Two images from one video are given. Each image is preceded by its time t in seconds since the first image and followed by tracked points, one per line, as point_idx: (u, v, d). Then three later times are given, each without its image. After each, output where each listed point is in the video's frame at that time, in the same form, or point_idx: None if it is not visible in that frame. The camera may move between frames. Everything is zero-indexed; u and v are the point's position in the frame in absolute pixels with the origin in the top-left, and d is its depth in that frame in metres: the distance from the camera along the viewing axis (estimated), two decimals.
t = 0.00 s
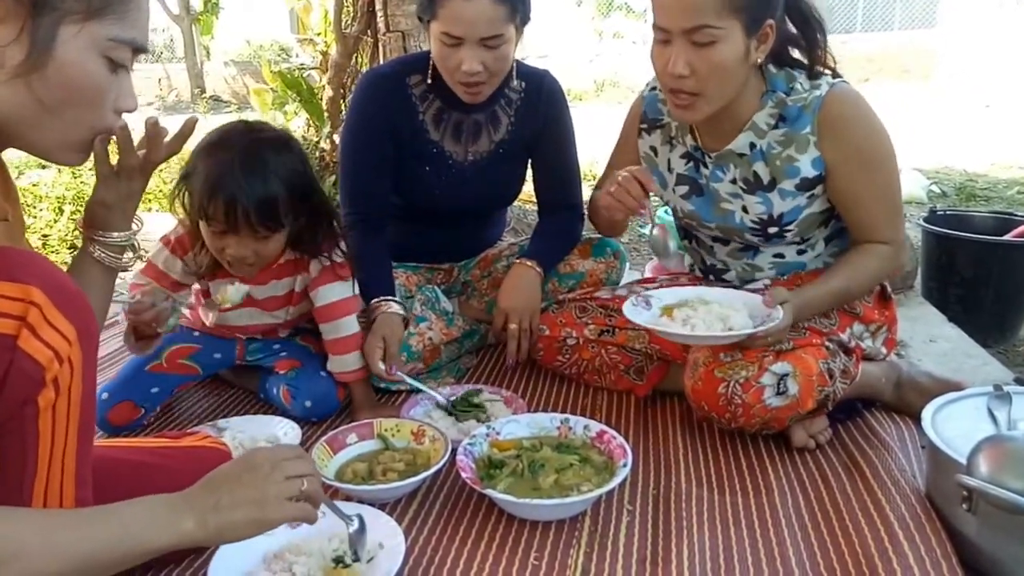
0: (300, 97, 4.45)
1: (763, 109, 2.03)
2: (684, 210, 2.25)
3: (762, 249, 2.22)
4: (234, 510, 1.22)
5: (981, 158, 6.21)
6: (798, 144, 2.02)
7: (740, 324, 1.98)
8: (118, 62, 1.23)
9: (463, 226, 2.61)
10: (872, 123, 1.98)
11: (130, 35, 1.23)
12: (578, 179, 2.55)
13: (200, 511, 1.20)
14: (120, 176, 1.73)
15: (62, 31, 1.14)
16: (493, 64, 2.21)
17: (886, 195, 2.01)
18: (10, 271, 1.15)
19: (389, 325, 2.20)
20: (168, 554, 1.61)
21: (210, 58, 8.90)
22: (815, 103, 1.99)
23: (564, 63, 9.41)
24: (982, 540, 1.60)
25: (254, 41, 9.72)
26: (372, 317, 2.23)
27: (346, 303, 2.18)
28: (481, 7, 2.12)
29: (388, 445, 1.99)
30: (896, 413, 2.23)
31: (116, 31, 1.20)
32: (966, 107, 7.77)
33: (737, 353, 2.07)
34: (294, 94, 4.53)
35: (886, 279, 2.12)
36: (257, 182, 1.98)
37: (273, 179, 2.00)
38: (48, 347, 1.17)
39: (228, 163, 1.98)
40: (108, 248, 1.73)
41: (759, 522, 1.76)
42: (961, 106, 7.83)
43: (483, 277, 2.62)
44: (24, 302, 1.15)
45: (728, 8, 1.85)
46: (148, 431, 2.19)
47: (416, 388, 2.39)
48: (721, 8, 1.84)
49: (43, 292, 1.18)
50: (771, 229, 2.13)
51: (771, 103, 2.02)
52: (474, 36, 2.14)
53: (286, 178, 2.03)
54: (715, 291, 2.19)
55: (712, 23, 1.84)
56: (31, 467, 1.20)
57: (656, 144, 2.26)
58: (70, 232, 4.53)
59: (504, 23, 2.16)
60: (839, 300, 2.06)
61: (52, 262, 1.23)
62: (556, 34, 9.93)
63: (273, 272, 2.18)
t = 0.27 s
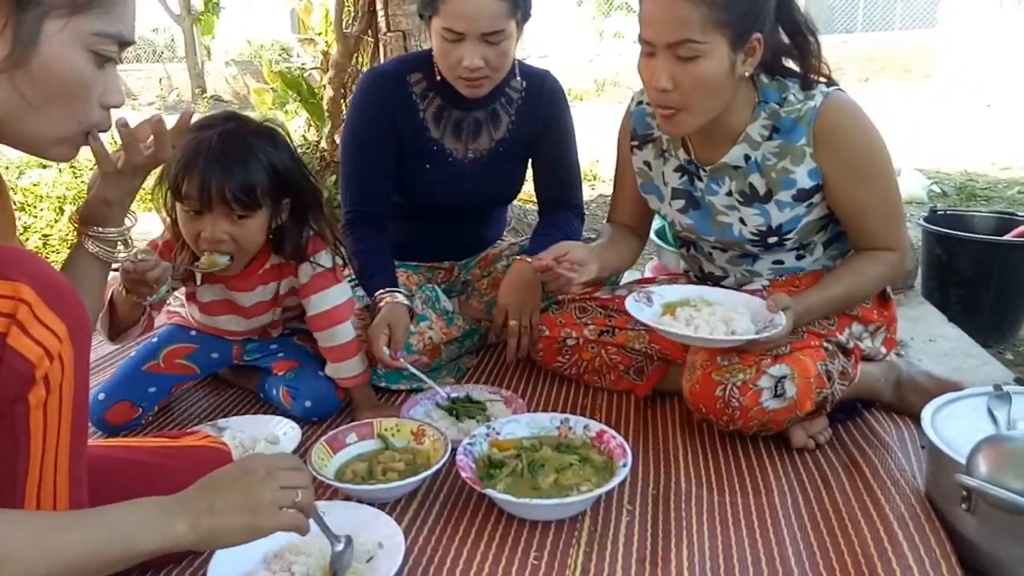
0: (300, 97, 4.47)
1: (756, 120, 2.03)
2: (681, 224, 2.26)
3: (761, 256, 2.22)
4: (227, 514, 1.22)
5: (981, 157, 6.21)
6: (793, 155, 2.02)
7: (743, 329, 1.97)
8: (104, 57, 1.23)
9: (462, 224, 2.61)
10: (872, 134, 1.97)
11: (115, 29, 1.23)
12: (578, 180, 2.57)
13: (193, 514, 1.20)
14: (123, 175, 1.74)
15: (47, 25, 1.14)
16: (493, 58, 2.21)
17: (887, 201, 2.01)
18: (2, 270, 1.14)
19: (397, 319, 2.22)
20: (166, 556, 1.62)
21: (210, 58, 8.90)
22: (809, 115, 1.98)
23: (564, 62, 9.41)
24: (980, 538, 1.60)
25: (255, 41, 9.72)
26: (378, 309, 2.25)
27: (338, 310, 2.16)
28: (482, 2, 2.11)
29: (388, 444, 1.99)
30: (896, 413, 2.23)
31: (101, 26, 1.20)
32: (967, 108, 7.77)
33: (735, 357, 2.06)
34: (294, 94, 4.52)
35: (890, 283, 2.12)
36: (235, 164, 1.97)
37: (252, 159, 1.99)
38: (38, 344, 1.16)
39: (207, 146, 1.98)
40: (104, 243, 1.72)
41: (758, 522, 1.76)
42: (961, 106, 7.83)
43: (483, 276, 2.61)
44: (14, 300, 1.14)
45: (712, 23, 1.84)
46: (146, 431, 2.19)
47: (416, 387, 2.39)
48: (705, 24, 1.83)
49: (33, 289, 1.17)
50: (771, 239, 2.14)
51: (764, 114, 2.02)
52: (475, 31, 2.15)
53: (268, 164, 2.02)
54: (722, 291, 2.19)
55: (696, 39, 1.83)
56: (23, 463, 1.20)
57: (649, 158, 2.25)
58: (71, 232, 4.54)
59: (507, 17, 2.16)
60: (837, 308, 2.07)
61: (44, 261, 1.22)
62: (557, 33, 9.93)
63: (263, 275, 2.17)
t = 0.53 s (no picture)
0: (300, 97, 4.43)
1: (750, 133, 2.03)
2: (680, 237, 2.26)
3: (760, 263, 2.22)
4: (221, 525, 1.22)
5: (980, 157, 6.21)
6: (788, 167, 2.02)
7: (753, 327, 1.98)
8: (99, 56, 1.23)
9: (461, 224, 2.61)
10: (868, 138, 1.97)
11: (110, 27, 1.22)
12: (578, 181, 2.57)
13: (185, 526, 1.20)
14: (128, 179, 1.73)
15: (40, 24, 1.14)
16: (492, 58, 2.21)
17: (886, 205, 2.01)
18: None
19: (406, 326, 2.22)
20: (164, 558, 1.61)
21: (209, 59, 8.90)
22: (802, 128, 1.98)
23: (564, 62, 9.40)
24: (980, 537, 1.60)
25: (254, 41, 9.72)
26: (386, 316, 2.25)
27: (335, 314, 2.15)
28: (481, 2, 2.12)
29: (388, 444, 1.99)
30: (896, 413, 2.23)
31: (95, 24, 1.20)
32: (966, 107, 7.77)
33: (734, 359, 2.06)
34: (294, 94, 4.52)
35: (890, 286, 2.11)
36: (223, 174, 1.95)
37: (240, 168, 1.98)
38: (35, 346, 1.17)
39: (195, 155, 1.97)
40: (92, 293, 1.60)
41: (758, 522, 1.76)
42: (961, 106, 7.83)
43: (483, 276, 2.61)
44: (11, 301, 1.15)
45: (696, 46, 1.83)
46: (144, 432, 2.19)
47: (416, 387, 2.39)
48: (690, 47, 1.82)
49: (29, 290, 1.17)
50: (771, 249, 2.15)
51: (757, 126, 2.02)
52: (474, 28, 2.14)
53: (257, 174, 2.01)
54: (716, 300, 2.17)
55: (680, 62, 1.82)
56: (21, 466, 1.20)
57: (644, 170, 2.23)
58: (70, 233, 4.54)
59: (504, 17, 2.16)
60: (836, 310, 2.06)
61: (45, 262, 1.22)
62: (556, 33, 9.93)
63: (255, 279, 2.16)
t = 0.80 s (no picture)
0: (300, 98, 4.42)
1: (748, 138, 2.03)
2: (683, 245, 2.26)
3: (762, 265, 2.22)
4: (226, 518, 1.22)
5: (980, 157, 6.21)
6: (788, 171, 2.02)
7: (762, 342, 1.94)
8: (103, 57, 1.23)
9: (460, 224, 2.61)
10: (866, 138, 1.97)
11: (114, 28, 1.22)
12: (578, 181, 2.57)
13: (188, 518, 1.20)
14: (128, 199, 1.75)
15: (44, 25, 1.14)
16: (490, 58, 2.21)
17: (886, 206, 2.01)
18: None
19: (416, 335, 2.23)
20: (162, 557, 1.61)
21: (209, 59, 8.89)
22: (801, 130, 1.98)
23: (564, 62, 9.39)
24: (979, 536, 1.60)
25: (254, 41, 9.71)
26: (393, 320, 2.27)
27: (334, 316, 2.15)
28: (479, 2, 2.12)
29: (388, 445, 1.99)
30: (895, 413, 2.23)
31: (98, 25, 1.19)
32: (966, 107, 7.77)
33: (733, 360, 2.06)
34: (293, 94, 4.51)
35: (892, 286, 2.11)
36: (212, 177, 1.95)
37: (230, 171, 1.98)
38: (35, 347, 1.16)
39: (183, 161, 1.96)
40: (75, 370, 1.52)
41: (758, 521, 1.77)
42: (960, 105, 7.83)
43: (482, 277, 2.61)
44: (12, 301, 1.14)
45: (687, 59, 1.82)
46: (143, 432, 2.20)
47: (416, 388, 2.39)
48: (680, 60, 1.82)
49: (30, 291, 1.16)
50: (775, 252, 2.15)
51: (755, 131, 2.02)
52: (472, 28, 2.14)
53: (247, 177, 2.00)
54: (719, 300, 2.16)
55: (673, 76, 1.82)
56: (22, 466, 1.20)
57: (643, 180, 2.23)
58: (69, 233, 4.53)
59: (502, 16, 2.16)
60: (836, 309, 2.07)
61: (44, 262, 1.22)
62: (556, 33, 9.93)
63: (253, 281, 2.15)
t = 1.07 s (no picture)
0: (300, 98, 4.41)
1: (748, 140, 2.03)
2: (682, 246, 2.26)
3: (762, 266, 2.22)
4: (228, 516, 1.22)
5: (980, 156, 6.21)
6: (788, 174, 2.02)
7: (761, 342, 1.93)
8: (111, 59, 1.23)
9: (460, 224, 2.61)
10: (866, 139, 1.97)
11: (122, 30, 1.22)
12: (578, 180, 2.57)
13: (196, 517, 1.20)
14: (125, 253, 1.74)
15: (52, 27, 1.14)
16: (491, 58, 2.21)
17: (886, 207, 2.01)
18: (2, 272, 1.14)
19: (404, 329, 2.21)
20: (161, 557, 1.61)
21: (209, 59, 8.89)
22: (801, 133, 1.98)
23: (564, 62, 9.39)
24: (979, 536, 1.60)
25: (254, 41, 9.71)
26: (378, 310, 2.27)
27: (331, 318, 2.15)
28: (479, 2, 2.12)
29: (388, 445, 1.99)
30: (896, 412, 2.23)
31: (106, 27, 1.19)
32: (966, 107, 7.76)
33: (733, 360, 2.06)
34: (293, 94, 4.50)
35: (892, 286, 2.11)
36: (204, 187, 1.94)
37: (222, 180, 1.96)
38: (42, 349, 1.16)
39: (175, 172, 1.95)
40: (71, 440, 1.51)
41: (758, 521, 1.77)
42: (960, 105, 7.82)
43: (483, 276, 2.61)
44: (18, 303, 1.14)
45: (687, 65, 1.82)
46: (143, 432, 2.19)
47: (416, 388, 2.39)
48: (679, 67, 1.82)
49: (36, 293, 1.16)
50: (775, 253, 2.15)
51: (755, 133, 2.02)
52: (472, 28, 2.14)
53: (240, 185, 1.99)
54: (721, 300, 2.15)
55: (673, 82, 1.82)
56: (28, 466, 1.20)
57: (642, 182, 2.23)
58: (69, 234, 4.53)
59: (502, 16, 2.16)
60: (836, 311, 2.07)
61: (47, 262, 1.21)
62: (556, 33, 9.92)
63: (251, 286, 2.15)
